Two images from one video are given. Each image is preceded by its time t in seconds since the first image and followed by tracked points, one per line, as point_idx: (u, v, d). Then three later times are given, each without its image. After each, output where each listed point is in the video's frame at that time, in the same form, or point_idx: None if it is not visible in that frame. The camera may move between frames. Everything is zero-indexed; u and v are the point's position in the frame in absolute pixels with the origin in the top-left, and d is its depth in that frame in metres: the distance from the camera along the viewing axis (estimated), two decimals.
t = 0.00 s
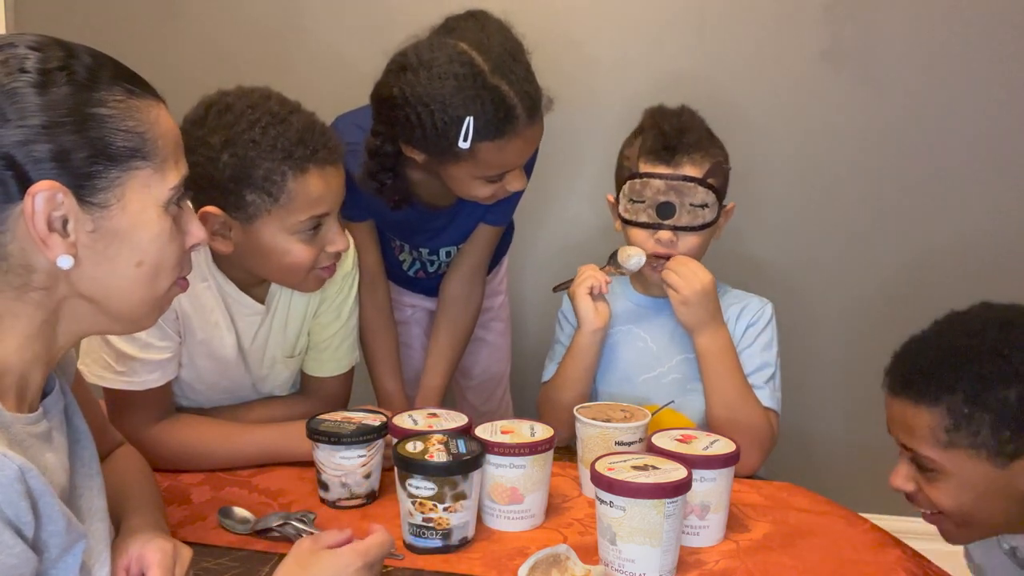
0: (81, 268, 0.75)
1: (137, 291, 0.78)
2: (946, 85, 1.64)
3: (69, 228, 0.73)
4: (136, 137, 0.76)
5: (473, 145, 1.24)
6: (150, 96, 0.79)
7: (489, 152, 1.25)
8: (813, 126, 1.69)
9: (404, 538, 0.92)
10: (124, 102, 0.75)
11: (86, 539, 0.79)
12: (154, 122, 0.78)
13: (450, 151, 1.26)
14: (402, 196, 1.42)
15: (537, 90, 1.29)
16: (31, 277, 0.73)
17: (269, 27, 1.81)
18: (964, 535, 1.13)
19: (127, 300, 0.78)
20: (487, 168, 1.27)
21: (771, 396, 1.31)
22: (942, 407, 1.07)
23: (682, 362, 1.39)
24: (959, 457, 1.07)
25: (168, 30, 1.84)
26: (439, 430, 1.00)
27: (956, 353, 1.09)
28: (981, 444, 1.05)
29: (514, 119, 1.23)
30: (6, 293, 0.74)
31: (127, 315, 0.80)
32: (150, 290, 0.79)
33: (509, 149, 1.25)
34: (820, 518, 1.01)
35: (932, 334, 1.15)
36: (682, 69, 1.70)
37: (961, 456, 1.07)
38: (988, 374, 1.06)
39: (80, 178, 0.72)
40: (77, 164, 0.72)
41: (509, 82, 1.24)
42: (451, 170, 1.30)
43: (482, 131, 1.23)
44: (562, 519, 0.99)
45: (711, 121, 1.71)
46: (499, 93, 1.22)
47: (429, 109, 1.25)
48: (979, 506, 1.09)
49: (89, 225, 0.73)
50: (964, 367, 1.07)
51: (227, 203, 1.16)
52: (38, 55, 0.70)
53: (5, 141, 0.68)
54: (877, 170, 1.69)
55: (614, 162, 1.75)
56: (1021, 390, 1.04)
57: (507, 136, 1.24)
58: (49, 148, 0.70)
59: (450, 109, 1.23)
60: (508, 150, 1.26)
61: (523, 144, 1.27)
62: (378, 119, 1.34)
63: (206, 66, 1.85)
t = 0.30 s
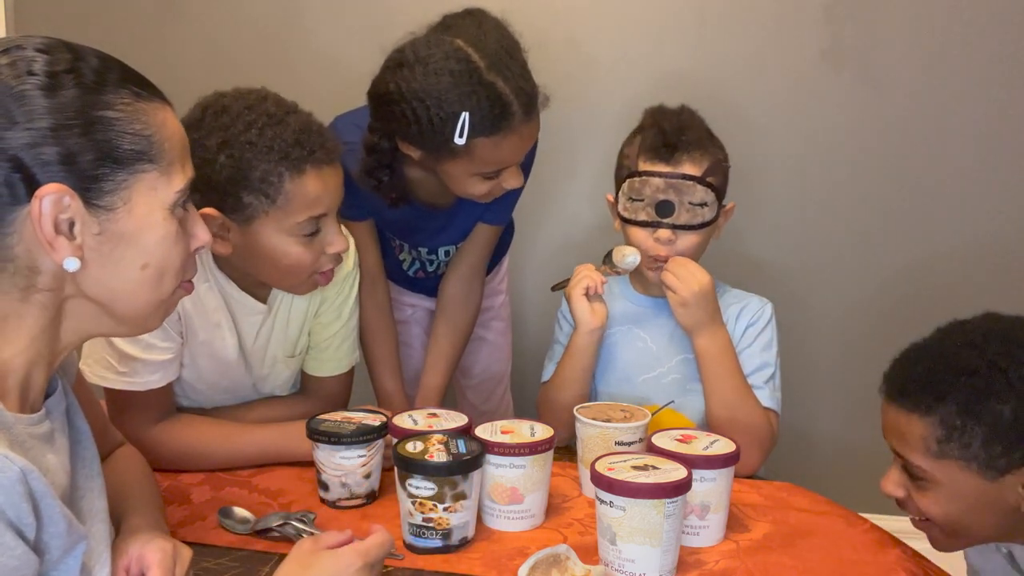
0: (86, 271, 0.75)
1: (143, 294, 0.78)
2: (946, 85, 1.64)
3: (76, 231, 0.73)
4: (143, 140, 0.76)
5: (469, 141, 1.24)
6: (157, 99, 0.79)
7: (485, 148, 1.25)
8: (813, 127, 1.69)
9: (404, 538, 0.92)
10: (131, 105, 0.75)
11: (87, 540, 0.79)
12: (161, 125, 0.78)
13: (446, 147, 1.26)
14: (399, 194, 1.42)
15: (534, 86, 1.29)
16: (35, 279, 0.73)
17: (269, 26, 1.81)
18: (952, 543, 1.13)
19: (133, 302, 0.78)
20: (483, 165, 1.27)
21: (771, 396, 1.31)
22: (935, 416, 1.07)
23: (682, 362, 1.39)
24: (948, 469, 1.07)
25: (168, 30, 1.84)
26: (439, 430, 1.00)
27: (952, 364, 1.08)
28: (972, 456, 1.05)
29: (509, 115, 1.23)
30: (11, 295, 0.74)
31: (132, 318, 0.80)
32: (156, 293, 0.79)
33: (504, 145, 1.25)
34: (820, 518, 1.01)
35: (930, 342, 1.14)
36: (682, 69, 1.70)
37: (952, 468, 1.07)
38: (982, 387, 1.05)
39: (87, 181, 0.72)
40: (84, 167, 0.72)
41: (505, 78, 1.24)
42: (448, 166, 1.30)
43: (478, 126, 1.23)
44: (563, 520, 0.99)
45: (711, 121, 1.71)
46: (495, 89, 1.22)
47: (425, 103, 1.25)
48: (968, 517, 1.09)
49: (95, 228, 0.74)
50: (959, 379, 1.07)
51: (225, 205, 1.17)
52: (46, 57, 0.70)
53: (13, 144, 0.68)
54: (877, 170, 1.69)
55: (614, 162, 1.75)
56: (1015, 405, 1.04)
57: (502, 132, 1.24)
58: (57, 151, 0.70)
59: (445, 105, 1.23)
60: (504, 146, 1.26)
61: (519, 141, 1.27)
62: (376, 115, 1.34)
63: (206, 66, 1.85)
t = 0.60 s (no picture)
0: (85, 271, 0.75)
1: (142, 295, 0.78)
2: (946, 85, 1.64)
3: (76, 231, 0.73)
4: (144, 141, 0.76)
5: (461, 132, 1.24)
6: (159, 100, 0.79)
7: (477, 141, 1.25)
8: (813, 127, 1.69)
9: (404, 538, 0.92)
10: (132, 106, 0.75)
11: (87, 541, 0.79)
12: (162, 127, 0.78)
13: (438, 138, 1.26)
14: (392, 184, 1.42)
15: (528, 81, 1.29)
16: (34, 279, 0.73)
17: (268, 26, 1.81)
18: (952, 519, 1.18)
19: (132, 303, 0.78)
20: (474, 158, 1.27)
21: (771, 396, 1.31)
22: (941, 397, 1.11)
23: (682, 362, 1.39)
24: (948, 447, 1.11)
25: (168, 30, 1.84)
26: (439, 430, 1.00)
27: (967, 349, 1.11)
28: (974, 439, 1.09)
29: (502, 109, 1.23)
30: (9, 295, 0.74)
31: (131, 318, 0.80)
32: (155, 294, 0.79)
33: (496, 138, 1.25)
34: (820, 518, 1.01)
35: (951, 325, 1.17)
36: (682, 70, 1.70)
37: (954, 448, 1.11)
38: (992, 373, 1.08)
39: (87, 182, 0.72)
40: (84, 167, 0.72)
41: (499, 71, 1.24)
42: (439, 158, 1.30)
43: (470, 118, 1.23)
44: (562, 520, 0.99)
45: (712, 121, 1.71)
46: (489, 82, 1.22)
47: (418, 92, 1.25)
48: (967, 496, 1.13)
49: (95, 228, 0.74)
50: (970, 363, 1.10)
51: (228, 215, 1.17)
52: (48, 57, 0.70)
53: (13, 143, 0.68)
54: (878, 170, 1.69)
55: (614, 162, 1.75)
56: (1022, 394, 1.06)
57: (495, 125, 1.24)
58: (57, 151, 0.70)
59: (439, 94, 1.23)
60: (495, 141, 1.26)
61: (512, 135, 1.27)
62: (371, 104, 1.34)
63: (206, 66, 1.85)
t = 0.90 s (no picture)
0: (85, 271, 0.75)
1: (142, 294, 0.78)
2: (947, 85, 1.64)
3: (76, 230, 0.73)
4: (144, 141, 0.76)
5: (450, 123, 1.24)
6: (159, 100, 0.79)
7: (465, 133, 1.25)
8: (813, 127, 1.69)
9: (404, 538, 0.92)
10: (133, 106, 0.75)
11: (87, 542, 0.79)
12: (162, 127, 0.78)
13: (427, 129, 1.26)
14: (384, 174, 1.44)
15: (521, 78, 1.29)
16: (34, 278, 0.73)
17: (268, 26, 1.81)
18: (945, 493, 1.25)
19: (131, 302, 0.78)
20: (461, 152, 1.27)
21: (771, 396, 1.31)
22: (963, 384, 1.15)
23: (682, 363, 1.39)
24: (957, 434, 1.17)
25: (168, 30, 1.84)
26: (439, 430, 1.00)
27: (998, 345, 1.14)
28: (985, 430, 1.14)
29: (492, 104, 1.23)
30: (8, 295, 0.74)
31: (130, 318, 0.80)
32: (154, 294, 0.79)
33: (485, 131, 1.25)
34: (820, 519, 1.01)
35: (988, 315, 1.19)
36: (682, 70, 1.70)
37: (964, 434, 1.16)
38: (1017, 372, 1.12)
39: (86, 181, 0.72)
40: (84, 166, 0.72)
41: (493, 67, 1.24)
42: (428, 149, 1.30)
43: (459, 110, 1.23)
44: (562, 520, 0.99)
45: (712, 121, 1.71)
46: (481, 77, 1.22)
47: (412, 79, 1.25)
48: (966, 477, 1.20)
49: (94, 228, 0.74)
50: (999, 360, 1.13)
51: (235, 208, 1.16)
52: (49, 57, 0.70)
53: (13, 142, 0.68)
54: (878, 170, 1.69)
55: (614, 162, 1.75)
56: None
57: (484, 120, 1.24)
58: (57, 150, 0.70)
59: (430, 84, 1.24)
60: (484, 133, 1.25)
61: (501, 131, 1.26)
62: (365, 93, 1.36)
63: (206, 66, 1.85)
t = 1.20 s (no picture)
0: (85, 271, 0.75)
1: (142, 294, 0.78)
2: (946, 85, 1.64)
3: (76, 231, 0.73)
4: (145, 142, 0.76)
5: (420, 101, 1.26)
6: (160, 101, 0.79)
7: (432, 115, 1.25)
8: (813, 127, 1.69)
9: (404, 538, 0.92)
10: (134, 107, 0.75)
11: (86, 543, 0.79)
12: (163, 127, 0.78)
13: (402, 104, 1.29)
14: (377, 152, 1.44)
15: (511, 82, 1.29)
16: (34, 279, 0.73)
17: (268, 26, 1.81)
18: (928, 452, 1.12)
19: (131, 303, 0.78)
20: (429, 137, 1.27)
21: (771, 396, 1.31)
22: (962, 328, 1.02)
23: (682, 363, 1.39)
24: (949, 384, 1.04)
25: (168, 30, 1.84)
26: (438, 430, 1.00)
27: (999, 284, 1.02)
28: (980, 379, 1.02)
29: (464, 92, 1.23)
30: (8, 295, 0.73)
31: (130, 318, 0.80)
32: (154, 295, 0.79)
33: (455, 117, 1.24)
34: (820, 519, 1.01)
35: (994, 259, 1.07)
36: (682, 70, 1.70)
37: (956, 384, 1.04)
38: None
39: (88, 182, 0.72)
40: (85, 167, 0.72)
41: (479, 62, 1.25)
42: (406, 132, 1.31)
43: (431, 90, 1.24)
44: (562, 520, 0.99)
45: (711, 121, 1.71)
46: (461, 66, 1.24)
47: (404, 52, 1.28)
48: (952, 432, 1.07)
49: (95, 228, 0.74)
50: (1000, 302, 1.01)
51: (236, 181, 1.17)
52: (51, 57, 0.70)
53: (14, 142, 0.68)
54: (878, 170, 1.69)
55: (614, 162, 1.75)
56: None
57: (454, 106, 1.24)
58: (58, 150, 0.70)
59: (413, 62, 1.26)
60: (454, 118, 1.24)
61: (467, 121, 1.25)
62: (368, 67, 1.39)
63: (206, 65, 1.85)
